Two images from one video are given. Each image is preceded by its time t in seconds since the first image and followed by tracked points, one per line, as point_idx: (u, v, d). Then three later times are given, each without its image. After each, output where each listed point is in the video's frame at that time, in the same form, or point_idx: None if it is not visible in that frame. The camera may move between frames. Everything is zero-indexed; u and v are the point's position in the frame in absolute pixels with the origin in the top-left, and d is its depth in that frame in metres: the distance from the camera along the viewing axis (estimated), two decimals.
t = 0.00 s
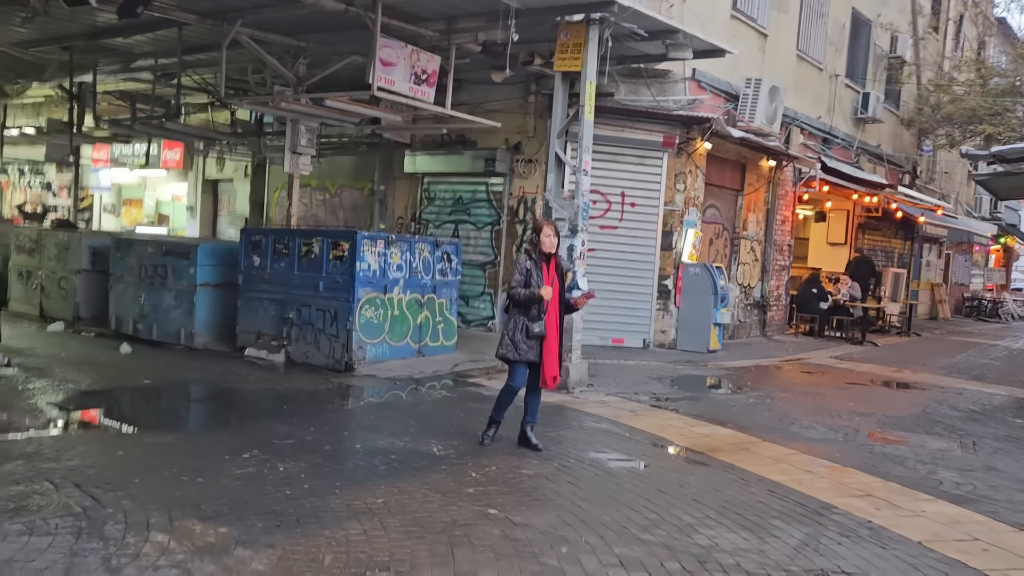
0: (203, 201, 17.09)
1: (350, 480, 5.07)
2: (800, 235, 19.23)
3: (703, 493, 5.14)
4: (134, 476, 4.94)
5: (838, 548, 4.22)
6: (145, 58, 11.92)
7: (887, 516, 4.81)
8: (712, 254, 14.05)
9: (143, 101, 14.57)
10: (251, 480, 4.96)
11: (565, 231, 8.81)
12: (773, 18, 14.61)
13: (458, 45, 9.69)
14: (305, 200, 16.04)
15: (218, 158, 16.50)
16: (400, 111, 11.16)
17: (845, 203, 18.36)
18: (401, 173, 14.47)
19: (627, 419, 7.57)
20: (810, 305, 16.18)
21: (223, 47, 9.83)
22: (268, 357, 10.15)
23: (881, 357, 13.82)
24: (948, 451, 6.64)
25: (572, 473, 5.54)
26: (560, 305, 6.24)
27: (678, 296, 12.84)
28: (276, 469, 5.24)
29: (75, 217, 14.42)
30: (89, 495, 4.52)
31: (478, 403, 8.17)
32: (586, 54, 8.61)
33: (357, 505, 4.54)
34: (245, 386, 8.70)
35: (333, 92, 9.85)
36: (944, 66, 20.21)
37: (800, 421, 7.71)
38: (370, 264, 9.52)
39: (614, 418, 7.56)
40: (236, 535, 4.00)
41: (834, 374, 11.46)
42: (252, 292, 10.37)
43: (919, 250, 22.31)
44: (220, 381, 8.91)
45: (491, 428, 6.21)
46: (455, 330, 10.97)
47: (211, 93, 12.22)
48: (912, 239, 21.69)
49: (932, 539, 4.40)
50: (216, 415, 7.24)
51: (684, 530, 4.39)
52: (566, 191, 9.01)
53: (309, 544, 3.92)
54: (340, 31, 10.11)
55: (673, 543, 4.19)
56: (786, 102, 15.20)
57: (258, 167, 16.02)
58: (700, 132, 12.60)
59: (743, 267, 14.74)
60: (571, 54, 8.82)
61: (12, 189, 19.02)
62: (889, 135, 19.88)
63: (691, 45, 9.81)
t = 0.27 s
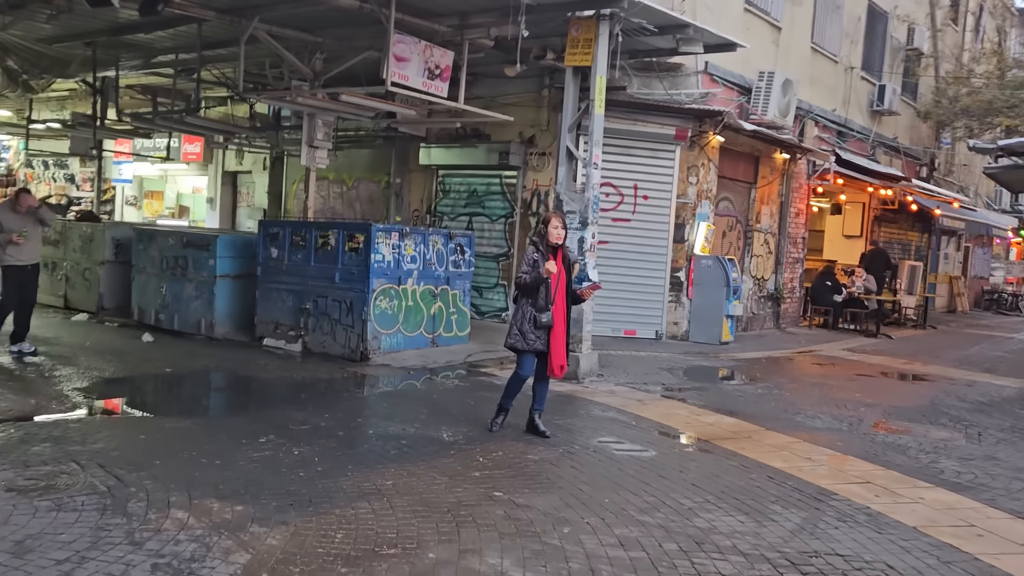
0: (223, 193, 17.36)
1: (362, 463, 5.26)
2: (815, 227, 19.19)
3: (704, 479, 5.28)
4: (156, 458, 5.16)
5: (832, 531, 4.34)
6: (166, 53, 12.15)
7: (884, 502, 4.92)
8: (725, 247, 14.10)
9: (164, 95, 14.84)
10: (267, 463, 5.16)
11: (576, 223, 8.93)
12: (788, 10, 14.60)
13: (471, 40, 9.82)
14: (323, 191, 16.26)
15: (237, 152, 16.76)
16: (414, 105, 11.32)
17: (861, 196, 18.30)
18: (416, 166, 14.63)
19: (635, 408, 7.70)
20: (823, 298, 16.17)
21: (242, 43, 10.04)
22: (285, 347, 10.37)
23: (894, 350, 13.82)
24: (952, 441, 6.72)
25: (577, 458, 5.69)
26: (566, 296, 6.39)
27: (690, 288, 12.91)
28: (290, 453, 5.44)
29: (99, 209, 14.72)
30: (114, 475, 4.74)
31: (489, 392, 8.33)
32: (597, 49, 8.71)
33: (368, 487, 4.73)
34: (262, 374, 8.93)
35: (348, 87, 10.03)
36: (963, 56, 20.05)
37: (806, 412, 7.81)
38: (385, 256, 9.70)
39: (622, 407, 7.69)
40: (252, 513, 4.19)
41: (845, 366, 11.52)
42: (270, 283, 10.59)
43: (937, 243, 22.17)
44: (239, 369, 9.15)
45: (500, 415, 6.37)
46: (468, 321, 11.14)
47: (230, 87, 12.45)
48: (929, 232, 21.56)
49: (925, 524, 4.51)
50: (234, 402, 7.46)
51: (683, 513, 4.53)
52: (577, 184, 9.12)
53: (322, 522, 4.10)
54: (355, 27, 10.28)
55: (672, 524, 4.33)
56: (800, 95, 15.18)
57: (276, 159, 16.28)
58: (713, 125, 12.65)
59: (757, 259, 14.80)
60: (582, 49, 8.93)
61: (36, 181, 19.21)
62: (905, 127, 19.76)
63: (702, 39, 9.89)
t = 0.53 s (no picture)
0: (242, 186, 17.63)
1: (377, 445, 5.47)
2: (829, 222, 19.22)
3: (707, 464, 5.44)
4: (180, 438, 5.39)
5: (829, 512, 4.51)
6: (187, 49, 12.40)
7: (882, 487, 5.07)
8: (736, 241, 14.20)
9: (185, 90, 15.12)
10: (286, 444, 5.38)
11: (587, 216, 9.09)
12: (801, 5, 14.65)
13: (485, 36, 9.99)
14: (340, 185, 16.49)
15: (256, 146, 17.03)
16: (429, 100, 11.51)
17: (874, 191, 18.30)
18: (432, 160, 14.81)
19: (644, 397, 7.87)
20: (836, 292, 16.21)
21: (261, 39, 10.25)
22: (303, 337, 10.60)
23: (906, 344, 13.87)
24: (954, 431, 6.83)
25: (585, 443, 5.87)
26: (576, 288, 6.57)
27: (702, 282, 13.03)
28: (308, 435, 5.66)
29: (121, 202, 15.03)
30: (141, 454, 4.97)
31: (501, 381, 8.53)
32: (609, 45, 8.86)
33: (383, 467, 4.94)
34: (281, 362, 9.18)
35: (365, 83, 10.23)
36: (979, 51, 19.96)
37: (812, 402, 7.94)
38: (400, 248, 9.91)
39: (631, 396, 7.86)
40: (272, 489, 4.42)
41: (855, 359, 11.63)
42: (288, 275, 10.82)
43: (951, 238, 22.12)
44: (257, 357, 9.40)
45: (511, 402, 6.56)
46: (482, 312, 11.34)
47: (249, 82, 12.69)
48: (944, 227, 21.51)
49: (920, 507, 4.66)
50: (253, 388, 7.70)
51: (685, 494, 4.71)
52: (589, 178, 9.28)
53: (339, 499, 4.31)
54: (372, 23, 10.47)
55: (673, 504, 4.51)
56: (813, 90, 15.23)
57: (294, 153, 16.54)
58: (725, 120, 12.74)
59: (769, 253, 14.88)
60: (594, 45, 9.07)
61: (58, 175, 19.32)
62: (920, 122, 19.71)
63: (713, 34, 10.02)
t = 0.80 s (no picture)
0: (258, 179, 17.88)
1: (390, 430, 5.66)
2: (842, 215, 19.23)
3: (711, 450, 5.60)
4: (202, 422, 5.60)
5: (827, 495, 4.65)
6: (205, 44, 12.62)
7: (882, 473, 5.21)
8: (747, 233, 14.27)
9: (203, 84, 15.35)
10: (303, 428, 5.58)
11: (598, 209, 9.22)
12: None
13: (498, 31, 10.12)
14: (355, 178, 16.68)
15: (272, 139, 17.25)
16: (443, 94, 11.66)
17: (887, 183, 18.28)
18: (446, 153, 14.96)
19: (652, 386, 8.02)
20: (847, 284, 16.24)
21: (278, 34, 10.44)
22: (318, 327, 10.81)
23: (916, 336, 13.93)
24: (957, 420, 6.95)
25: (592, 430, 6.04)
26: (586, 279, 6.72)
27: (713, 274, 13.13)
28: (324, 420, 5.86)
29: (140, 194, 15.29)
30: (165, 436, 5.18)
31: (512, 371, 8.70)
32: (620, 39, 8.96)
33: (396, 450, 5.13)
34: (297, 351, 9.39)
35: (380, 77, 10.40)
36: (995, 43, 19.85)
37: (818, 392, 8.07)
38: (414, 240, 10.09)
39: (639, 386, 8.01)
40: (291, 470, 4.61)
41: (864, 351, 11.72)
42: (304, 266, 11.03)
43: (965, 231, 22.06)
44: (274, 346, 9.61)
45: (521, 390, 6.73)
46: (494, 303, 11.51)
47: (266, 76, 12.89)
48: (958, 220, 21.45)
49: (917, 492, 4.80)
50: (271, 376, 7.92)
51: (688, 477, 4.87)
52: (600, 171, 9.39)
53: (354, 479, 4.51)
54: (386, 18, 10.63)
55: (676, 487, 4.67)
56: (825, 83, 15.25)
57: (309, 147, 16.76)
58: (737, 113, 12.80)
59: (780, 246, 14.94)
60: (606, 39, 9.18)
61: (78, 167, 19.92)
62: (934, 115, 19.64)
63: (724, 29, 10.11)
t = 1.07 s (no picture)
0: (269, 170, 18.02)
1: (397, 417, 5.79)
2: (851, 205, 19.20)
3: (712, 437, 5.70)
4: (214, 409, 5.74)
5: (824, 481, 4.75)
6: (216, 36, 12.74)
7: (879, 460, 5.30)
8: (755, 224, 14.31)
9: (214, 76, 15.49)
10: (312, 415, 5.71)
11: (604, 200, 9.30)
12: None
13: (505, 23, 10.19)
14: (364, 169, 16.79)
15: (282, 130, 17.39)
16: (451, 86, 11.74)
17: (896, 173, 18.24)
18: (454, 144, 15.05)
19: (656, 375, 8.12)
20: (856, 275, 16.25)
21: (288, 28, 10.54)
22: (328, 317, 10.96)
23: (923, 326, 13.96)
24: (958, 409, 7.03)
25: (596, 417, 6.15)
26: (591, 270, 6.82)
27: (720, 264, 13.19)
28: (333, 407, 6.00)
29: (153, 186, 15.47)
30: (179, 422, 5.33)
31: (518, 360, 8.82)
32: (626, 32, 9.06)
33: (402, 436, 5.26)
34: (307, 340, 9.54)
35: (388, 70, 10.49)
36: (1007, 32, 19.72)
37: (822, 381, 8.15)
38: (422, 231, 10.20)
39: (644, 375, 8.11)
40: (300, 454, 4.75)
41: (870, 341, 11.76)
42: (314, 257, 11.17)
43: (976, 221, 21.99)
44: (285, 336, 9.77)
45: (526, 379, 6.84)
46: (501, 294, 11.63)
47: (276, 68, 13.01)
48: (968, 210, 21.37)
49: (913, 478, 4.89)
50: (282, 365, 8.07)
51: (688, 464, 4.97)
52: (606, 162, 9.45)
53: (361, 463, 4.64)
54: (395, 10, 10.70)
55: (675, 472, 4.77)
56: (834, 73, 15.22)
57: (319, 138, 16.89)
58: (744, 104, 12.82)
59: (788, 236, 14.97)
60: (612, 31, 9.27)
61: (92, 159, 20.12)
62: (944, 105, 19.56)
63: (731, 20, 10.15)
